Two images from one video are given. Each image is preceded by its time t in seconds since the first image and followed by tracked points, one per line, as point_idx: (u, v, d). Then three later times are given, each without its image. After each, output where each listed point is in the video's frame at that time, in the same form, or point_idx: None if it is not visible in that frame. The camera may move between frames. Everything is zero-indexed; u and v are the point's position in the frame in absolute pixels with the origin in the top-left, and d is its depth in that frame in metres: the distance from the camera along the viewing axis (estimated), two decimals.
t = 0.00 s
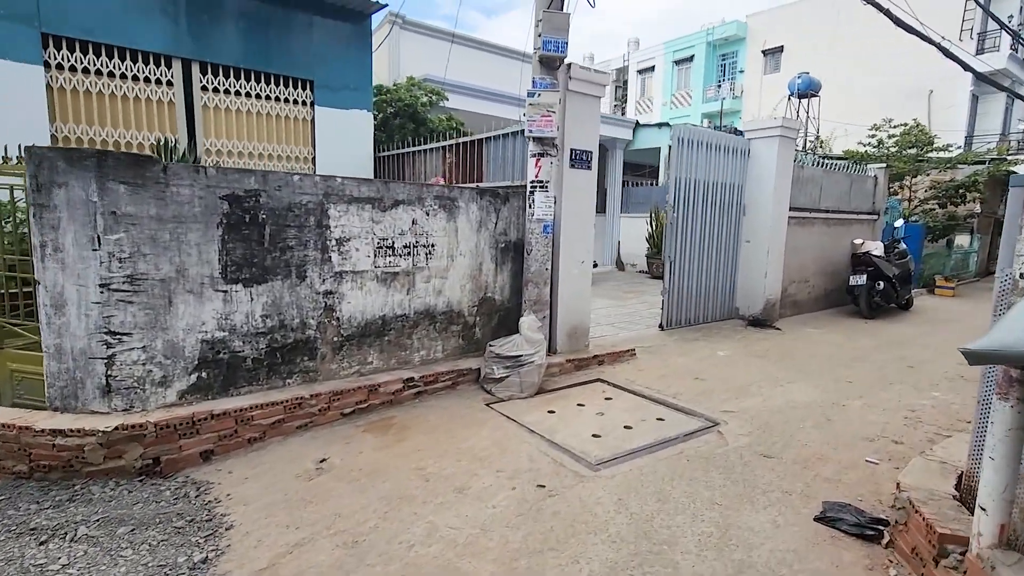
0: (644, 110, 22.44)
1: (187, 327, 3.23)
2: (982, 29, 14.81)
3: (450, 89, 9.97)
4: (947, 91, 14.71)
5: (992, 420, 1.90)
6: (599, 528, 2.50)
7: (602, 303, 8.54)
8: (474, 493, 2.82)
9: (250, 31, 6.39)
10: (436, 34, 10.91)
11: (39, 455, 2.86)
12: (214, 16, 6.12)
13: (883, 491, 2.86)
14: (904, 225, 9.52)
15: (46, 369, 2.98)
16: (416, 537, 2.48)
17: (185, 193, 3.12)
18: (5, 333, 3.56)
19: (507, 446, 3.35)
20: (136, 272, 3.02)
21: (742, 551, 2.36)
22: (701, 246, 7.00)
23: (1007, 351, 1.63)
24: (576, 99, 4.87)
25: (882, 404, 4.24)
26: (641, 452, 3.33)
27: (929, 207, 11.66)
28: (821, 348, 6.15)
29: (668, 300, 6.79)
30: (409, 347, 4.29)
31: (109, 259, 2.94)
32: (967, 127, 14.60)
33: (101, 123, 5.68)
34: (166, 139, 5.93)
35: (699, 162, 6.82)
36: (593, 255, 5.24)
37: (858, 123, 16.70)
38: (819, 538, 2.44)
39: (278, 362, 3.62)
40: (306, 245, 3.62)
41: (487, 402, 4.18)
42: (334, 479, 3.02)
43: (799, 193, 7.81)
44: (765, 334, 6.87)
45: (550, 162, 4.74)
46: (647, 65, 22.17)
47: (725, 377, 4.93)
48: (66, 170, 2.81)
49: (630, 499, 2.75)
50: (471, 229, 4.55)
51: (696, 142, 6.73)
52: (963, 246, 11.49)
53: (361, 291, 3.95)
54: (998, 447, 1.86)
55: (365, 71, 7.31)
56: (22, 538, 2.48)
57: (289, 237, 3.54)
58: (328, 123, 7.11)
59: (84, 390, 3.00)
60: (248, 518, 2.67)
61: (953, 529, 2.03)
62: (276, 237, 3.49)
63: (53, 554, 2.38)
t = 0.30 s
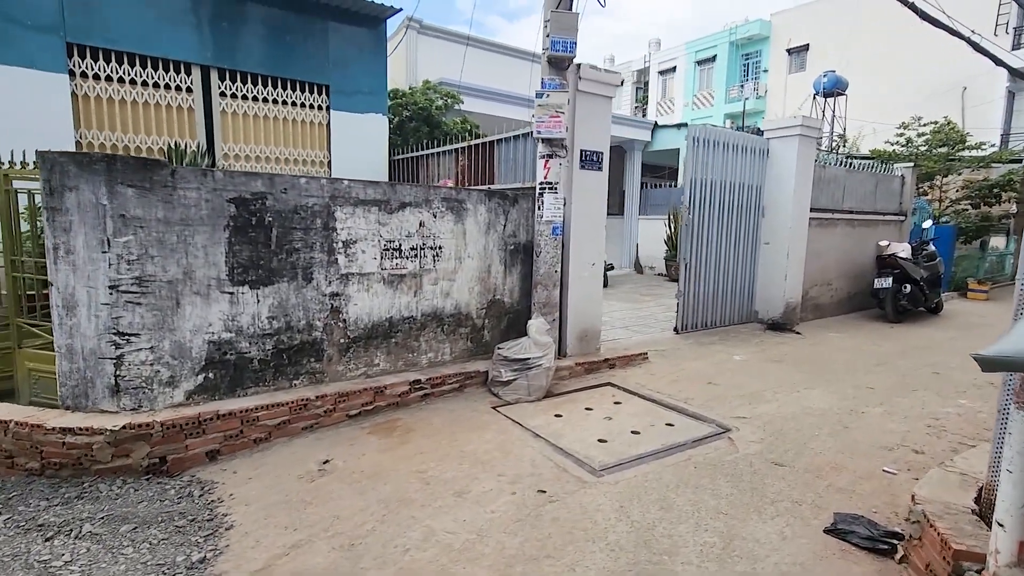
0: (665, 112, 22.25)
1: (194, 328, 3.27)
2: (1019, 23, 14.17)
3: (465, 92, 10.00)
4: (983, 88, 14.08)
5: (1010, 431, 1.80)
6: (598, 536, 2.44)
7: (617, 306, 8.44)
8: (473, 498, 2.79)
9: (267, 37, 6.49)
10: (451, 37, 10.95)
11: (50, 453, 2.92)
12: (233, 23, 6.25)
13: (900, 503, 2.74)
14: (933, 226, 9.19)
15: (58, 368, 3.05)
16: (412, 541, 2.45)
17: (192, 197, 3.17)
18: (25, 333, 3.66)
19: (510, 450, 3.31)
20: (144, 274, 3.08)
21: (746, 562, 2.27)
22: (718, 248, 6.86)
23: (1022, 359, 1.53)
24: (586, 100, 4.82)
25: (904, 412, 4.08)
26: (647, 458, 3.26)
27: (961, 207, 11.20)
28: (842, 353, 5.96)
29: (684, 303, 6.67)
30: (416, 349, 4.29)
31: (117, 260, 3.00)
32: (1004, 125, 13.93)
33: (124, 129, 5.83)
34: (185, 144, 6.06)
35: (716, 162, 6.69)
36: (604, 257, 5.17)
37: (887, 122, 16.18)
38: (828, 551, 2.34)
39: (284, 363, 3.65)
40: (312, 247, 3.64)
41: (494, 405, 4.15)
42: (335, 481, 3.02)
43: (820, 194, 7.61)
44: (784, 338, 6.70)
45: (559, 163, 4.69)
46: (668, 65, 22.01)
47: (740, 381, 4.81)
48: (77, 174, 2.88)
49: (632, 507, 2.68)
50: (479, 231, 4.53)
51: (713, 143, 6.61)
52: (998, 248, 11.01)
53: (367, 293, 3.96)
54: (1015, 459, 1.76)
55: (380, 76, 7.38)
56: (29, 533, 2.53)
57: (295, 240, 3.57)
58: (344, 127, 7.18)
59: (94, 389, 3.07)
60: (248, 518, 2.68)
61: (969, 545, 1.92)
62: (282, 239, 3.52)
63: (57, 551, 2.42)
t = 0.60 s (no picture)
0: (694, 110, 22.06)
1: (222, 322, 3.42)
2: None
3: (488, 93, 10.08)
4: None
5: None
6: (607, 529, 2.47)
7: (640, 305, 8.39)
8: (486, 489, 2.85)
9: (296, 42, 6.68)
10: (475, 38, 11.05)
11: (90, 439, 3.10)
12: (263, 29, 6.46)
13: (919, 505, 2.68)
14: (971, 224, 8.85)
15: (97, 359, 3.23)
16: (425, 529, 2.52)
17: (220, 197, 3.32)
18: (69, 327, 3.87)
19: (525, 445, 3.36)
20: (176, 271, 3.24)
21: (755, 559, 2.27)
22: (742, 246, 6.77)
23: None
24: (605, 99, 4.83)
25: (931, 414, 3.97)
26: (661, 455, 3.26)
27: (1003, 205, 10.68)
28: (870, 354, 5.81)
29: (707, 302, 6.60)
30: (436, 345, 4.38)
31: (151, 258, 3.16)
32: None
33: (161, 133, 6.09)
34: (218, 146, 6.29)
35: (740, 160, 6.60)
36: (623, 255, 5.17)
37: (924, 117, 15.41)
38: (841, 550, 2.32)
39: (308, 357, 3.78)
40: (334, 245, 3.76)
41: (511, 401, 4.20)
42: (354, 471, 3.12)
43: (850, 191, 7.43)
44: (810, 338, 6.57)
45: (578, 162, 4.72)
46: (697, 63, 21.84)
47: (761, 381, 4.75)
48: (113, 175, 3.04)
49: (643, 502, 2.70)
50: (498, 229, 4.59)
51: (737, 140, 6.53)
52: None
53: (388, 290, 4.06)
54: None
55: (405, 78, 7.52)
56: (71, 513, 2.70)
57: (318, 238, 3.70)
58: (369, 129, 7.33)
59: (130, 379, 3.24)
60: (271, 504, 2.80)
61: (983, 546, 1.89)
62: (305, 237, 3.65)
63: (95, 529, 2.58)
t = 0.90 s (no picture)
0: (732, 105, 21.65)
1: (265, 309, 3.69)
2: None
3: (520, 92, 10.23)
4: None
5: None
6: (619, 506, 2.58)
7: (669, 301, 8.40)
8: (506, 468, 3.00)
9: (334, 46, 6.98)
10: (506, 37, 11.21)
11: (149, 413, 3.40)
12: (304, 34, 6.78)
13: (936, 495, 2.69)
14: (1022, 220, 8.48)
15: (154, 341, 3.54)
16: (448, 501, 2.70)
17: (264, 192, 3.57)
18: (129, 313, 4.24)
19: (545, 430, 3.50)
20: (224, 261, 3.51)
21: (763, 538, 2.35)
22: (773, 242, 6.71)
23: None
24: (630, 95, 4.91)
25: (961, 410, 3.92)
26: (678, 442, 3.35)
27: None
28: (904, 351, 5.70)
29: (735, 298, 6.58)
30: (464, 334, 4.56)
31: (202, 249, 3.44)
32: None
33: (210, 134, 6.46)
34: (261, 146, 6.63)
35: (771, 154, 6.54)
36: (648, 249, 5.22)
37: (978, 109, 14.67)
38: (849, 533, 2.37)
39: (343, 343, 4.02)
40: (368, 238, 3.99)
41: (535, 389, 4.35)
42: (383, 448, 3.32)
43: (888, 186, 7.25)
44: (842, 335, 6.47)
45: (602, 158, 4.81)
46: (736, 56, 21.42)
47: (787, 375, 4.75)
48: (169, 173, 3.33)
49: (657, 483, 2.80)
50: (525, 223, 4.74)
51: (768, 134, 6.48)
52: None
53: (418, 281, 4.27)
54: None
55: (438, 78, 7.74)
56: (133, 477, 3.00)
57: (353, 231, 3.93)
58: (403, 128, 7.58)
59: (183, 360, 3.53)
60: (308, 476, 3.03)
61: (986, 528, 1.94)
62: (341, 230, 3.88)
63: (154, 492, 2.86)
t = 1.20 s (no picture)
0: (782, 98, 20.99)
1: (315, 297, 3.99)
2: None
3: (559, 89, 10.35)
4: None
5: None
6: (640, 485, 2.72)
7: (706, 297, 8.37)
8: (534, 448, 3.18)
9: (379, 48, 7.31)
10: (545, 35, 11.34)
11: (213, 389, 3.76)
12: (351, 38, 7.13)
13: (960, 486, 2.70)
14: None
15: (218, 325, 3.90)
16: (479, 476, 2.90)
17: (314, 189, 3.87)
18: (195, 300, 4.64)
19: (574, 415, 3.66)
20: (279, 252, 3.82)
21: (778, 518, 2.44)
22: (813, 237, 6.60)
23: None
24: (665, 92, 4.97)
25: (1001, 408, 3.84)
26: (703, 430, 3.44)
27: None
28: (949, 349, 5.54)
29: (772, 293, 6.53)
30: (498, 324, 4.77)
31: (260, 241, 3.76)
32: None
33: (265, 135, 6.88)
34: (311, 146, 7.02)
35: (812, 148, 6.44)
36: (681, 244, 5.27)
37: None
38: (865, 517, 2.43)
39: (385, 330, 4.29)
40: (408, 232, 4.24)
41: (566, 378, 4.51)
42: (421, 427, 3.56)
43: (939, 179, 7.00)
44: (885, 333, 6.33)
45: (636, 154, 4.91)
46: (786, 47, 20.76)
47: (821, 370, 4.74)
48: (231, 171, 3.66)
49: (678, 466, 2.92)
50: (559, 218, 4.89)
51: (809, 128, 6.38)
52: None
53: (455, 272, 4.49)
54: None
55: (478, 77, 7.96)
56: (200, 445, 3.34)
57: (395, 225, 4.19)
58: (444, 126, 7.84)
59: (242, 342, 3.87)
60: (353, 449, 3.29)
61: (996, 512, 1.99)
62: (384, 224, 4.15)
63: (218, 458, 3.19)
